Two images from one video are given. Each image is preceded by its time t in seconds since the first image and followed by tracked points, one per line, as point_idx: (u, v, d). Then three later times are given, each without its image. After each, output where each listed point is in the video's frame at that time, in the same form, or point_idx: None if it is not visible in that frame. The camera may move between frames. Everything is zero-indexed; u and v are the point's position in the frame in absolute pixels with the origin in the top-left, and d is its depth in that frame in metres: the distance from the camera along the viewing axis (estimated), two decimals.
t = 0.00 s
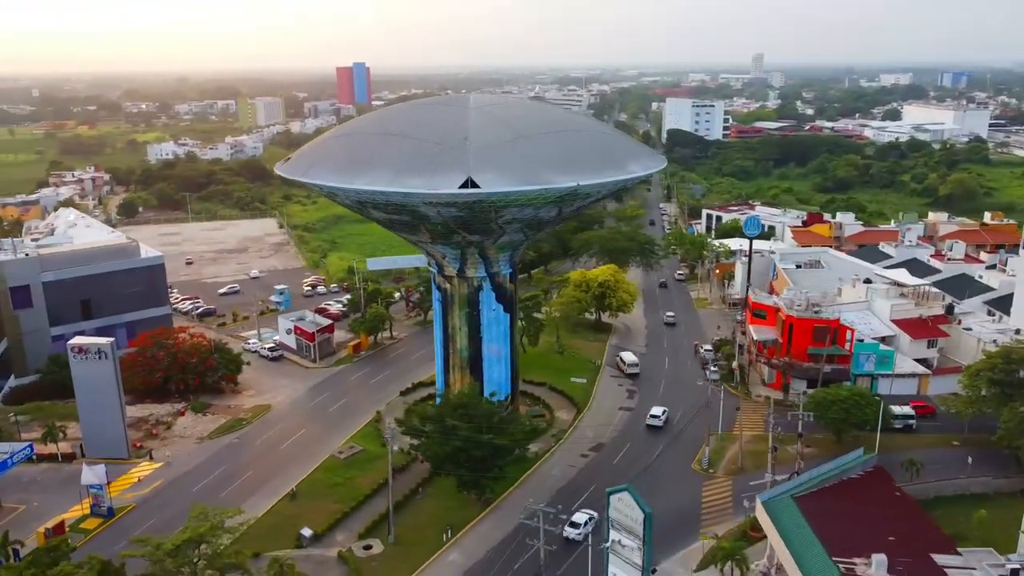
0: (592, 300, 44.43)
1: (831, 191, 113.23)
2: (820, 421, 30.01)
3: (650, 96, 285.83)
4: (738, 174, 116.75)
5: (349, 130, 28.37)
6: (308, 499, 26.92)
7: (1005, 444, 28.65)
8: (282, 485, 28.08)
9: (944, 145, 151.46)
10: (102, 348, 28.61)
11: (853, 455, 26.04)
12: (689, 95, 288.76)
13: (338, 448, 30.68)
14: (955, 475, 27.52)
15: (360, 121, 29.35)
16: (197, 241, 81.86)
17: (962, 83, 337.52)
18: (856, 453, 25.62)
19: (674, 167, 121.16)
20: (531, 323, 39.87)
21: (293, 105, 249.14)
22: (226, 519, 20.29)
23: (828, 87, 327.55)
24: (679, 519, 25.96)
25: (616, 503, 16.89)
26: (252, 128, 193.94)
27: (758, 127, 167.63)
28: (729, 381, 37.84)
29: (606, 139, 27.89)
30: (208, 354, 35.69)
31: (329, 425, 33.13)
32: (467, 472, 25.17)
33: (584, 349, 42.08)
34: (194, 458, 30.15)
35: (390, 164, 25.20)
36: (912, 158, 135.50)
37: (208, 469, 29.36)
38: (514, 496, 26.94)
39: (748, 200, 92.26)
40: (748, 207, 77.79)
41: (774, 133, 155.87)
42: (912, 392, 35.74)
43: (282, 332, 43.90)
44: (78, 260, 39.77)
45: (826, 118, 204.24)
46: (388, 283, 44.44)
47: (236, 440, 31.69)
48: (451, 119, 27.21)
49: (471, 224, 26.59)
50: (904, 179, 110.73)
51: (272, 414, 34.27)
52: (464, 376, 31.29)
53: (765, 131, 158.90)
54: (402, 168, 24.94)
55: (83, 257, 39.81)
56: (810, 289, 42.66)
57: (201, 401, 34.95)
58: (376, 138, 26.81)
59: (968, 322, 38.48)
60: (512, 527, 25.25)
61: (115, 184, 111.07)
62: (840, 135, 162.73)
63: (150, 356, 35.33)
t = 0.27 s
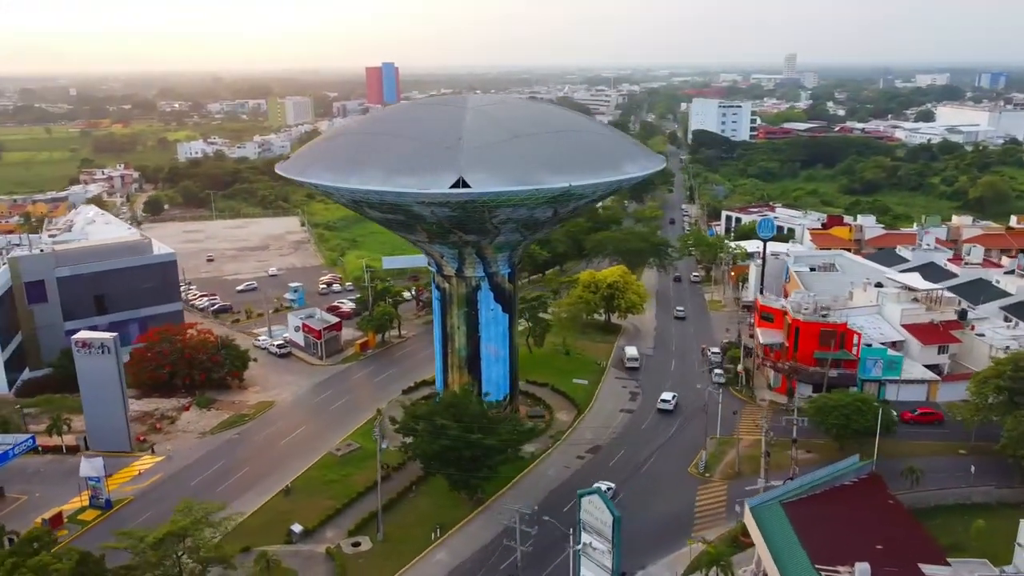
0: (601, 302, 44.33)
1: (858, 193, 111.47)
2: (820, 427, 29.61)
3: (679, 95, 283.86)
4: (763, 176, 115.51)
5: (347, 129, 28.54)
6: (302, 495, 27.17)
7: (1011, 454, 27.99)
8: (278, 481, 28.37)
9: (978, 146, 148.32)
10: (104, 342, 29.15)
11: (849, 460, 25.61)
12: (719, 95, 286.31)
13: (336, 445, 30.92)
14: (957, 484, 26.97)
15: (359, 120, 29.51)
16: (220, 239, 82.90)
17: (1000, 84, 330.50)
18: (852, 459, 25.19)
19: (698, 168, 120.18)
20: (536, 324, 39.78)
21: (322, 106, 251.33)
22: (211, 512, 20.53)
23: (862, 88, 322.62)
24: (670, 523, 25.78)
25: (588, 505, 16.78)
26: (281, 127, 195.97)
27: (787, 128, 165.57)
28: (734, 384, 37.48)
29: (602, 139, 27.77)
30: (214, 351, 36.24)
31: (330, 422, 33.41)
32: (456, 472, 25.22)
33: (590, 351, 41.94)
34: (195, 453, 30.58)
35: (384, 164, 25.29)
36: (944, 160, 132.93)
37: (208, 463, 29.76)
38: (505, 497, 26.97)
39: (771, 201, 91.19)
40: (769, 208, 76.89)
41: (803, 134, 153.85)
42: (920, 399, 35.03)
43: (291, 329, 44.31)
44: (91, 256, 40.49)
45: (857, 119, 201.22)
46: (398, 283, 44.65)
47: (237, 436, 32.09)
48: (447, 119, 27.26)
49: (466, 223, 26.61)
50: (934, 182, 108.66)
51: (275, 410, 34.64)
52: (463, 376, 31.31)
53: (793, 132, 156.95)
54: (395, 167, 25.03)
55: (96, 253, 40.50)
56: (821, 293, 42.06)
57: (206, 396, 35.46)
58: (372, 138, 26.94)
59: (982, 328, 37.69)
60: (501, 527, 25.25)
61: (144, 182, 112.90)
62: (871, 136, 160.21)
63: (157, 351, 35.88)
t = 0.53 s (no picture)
0: (607, 302, 44.19)
1: (885, 195, 109.68)
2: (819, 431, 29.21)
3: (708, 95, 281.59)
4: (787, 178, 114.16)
5: (346, 128, 28.74)
6: (296, 491, 27.40)
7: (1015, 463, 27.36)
8: (273, 477, 28.62)
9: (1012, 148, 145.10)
10: (107, 337, 29.64)
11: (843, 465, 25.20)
12: (749, 95, 283.58)
13: (334, 442, 31.14)
14: (958, 492, 26.42)
15: (358, 119, 29.72)
16: (241, 236, 83.91)
17: None
18: (846, 464, 24.79)
19: (722, 169, 119.10)
20: (541, 324, 39.70)
21: (350, 106, 252.97)
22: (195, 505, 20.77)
23: (896, 88, 317.38)
24: (661, 526, 25.58)
25: (557, 506, 16.75)
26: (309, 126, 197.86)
27: (815, 129, 163.41)
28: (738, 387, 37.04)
29: (599, 139, 27.69)
30: (220, 347, 36.72)
31: (330, 419, 33.64)
32: (446, 470, 25.26)
33: (596, 351, 41.77)
34: (195, 447, 30.96)
35: (377, 163, 25.44)
36: (976, 161, 130.21)
37: (207, 458, 30.13)
38: (497, 497, 26.95)
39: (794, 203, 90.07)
40: (789, 210, 75.96)
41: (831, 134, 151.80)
42: (929, 404, 34.49)
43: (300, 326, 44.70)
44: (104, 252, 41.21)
45: (889, 120, 198.02)
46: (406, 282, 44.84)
47: (237, 431, 32.44)
48: (443, 119, 27.36)
49: (460, 223, 26.66)
50: (963, 184, 106.52)
51: (277, 406, 34.96)
52: (461, 375, 31.37)
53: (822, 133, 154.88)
54: (388, 167, 25.17)
55: (109, 250, 41.21)
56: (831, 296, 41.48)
57: (211, 392, 35.94)
58: (368, 137, 27.12)
59: (994, 333, 36.91)
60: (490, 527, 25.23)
61: (171, 179, 114.61)
62: (902, 137, 157.54)
63: (164, 347, 36.41)
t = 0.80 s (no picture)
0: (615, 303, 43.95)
1: (912, 198, 107.79)
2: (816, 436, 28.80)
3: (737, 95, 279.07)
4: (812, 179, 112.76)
5: (344, 126, 28.92)
6: (289, 486, 27.65)
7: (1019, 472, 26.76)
8: (268, 472, 28.87)
9: None
10: (110, 331, 30.12)
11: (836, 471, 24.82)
12: (779, 96, 280.48)
13: (331, 439, 31.37)
14: (957, 501, 25.91)
15: (358, 117, 29.89)
16: (262, 234, 84.78)
17: None
18: (838, 470, 24.41)
19: (746, 171, 117.96)
20: (545, 323, 39.59)
21: (378, 106, 254.27)
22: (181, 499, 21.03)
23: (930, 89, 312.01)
24: (650, 529, 25.39)
25: (526, 506, 16.72)
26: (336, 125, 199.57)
27: (845, 130, 161.14)
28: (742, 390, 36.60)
29: (594, 139, 27.64)
30: (225, 343, 37.04)
31: (330, 416, 33.88)
32: (435, 469, 25.33)
33: (601, 352, 41.60)
34: (195, 441, 31.35)
35: (371, 162, 25.57)
36: (1009, 164, 127.53)
37: (206, 452, 30.49)
38: (487, 496, 26.96)
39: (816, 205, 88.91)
40: (809, 211, 74.98)
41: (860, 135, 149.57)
42: (936, 411, 33.81)
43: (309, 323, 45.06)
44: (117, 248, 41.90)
45: (922, 121, 194.66)
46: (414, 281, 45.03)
47: (238, 426, 32.79)
48: (439, 118, 27.44)
49: (453, 222, 26.71)
50: (993, 188, 104.36)
51: (279, 402, 35.29)
52: (459, 373, 31.42)
53: (850, 134, 152.68)
54: (380, 165, 25.28)
55: (121, 246, 41.89)
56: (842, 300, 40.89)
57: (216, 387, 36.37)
58: (364, 135, 27.26)
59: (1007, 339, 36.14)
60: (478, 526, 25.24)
61: (197, 177, 116.17)
62: (933, 139, 154.75)
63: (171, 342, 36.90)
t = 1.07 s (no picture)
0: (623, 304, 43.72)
1: (940, 201, 105.83)
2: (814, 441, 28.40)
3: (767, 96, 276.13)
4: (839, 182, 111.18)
5: (344, 126, 29.16)
6: (283, 482, 27.90)
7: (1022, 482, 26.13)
8: (265, 467, 29.16)
9: None
10: (113, 326, 30.62)
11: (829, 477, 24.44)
12: (810, 97, 277.00)
13: (329, 436, 31.60)
14: (955, 509, 25.37)
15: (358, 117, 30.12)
16: (283, 232, 85.67)
17: None
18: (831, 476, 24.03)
19: (771, 172, 116.67)
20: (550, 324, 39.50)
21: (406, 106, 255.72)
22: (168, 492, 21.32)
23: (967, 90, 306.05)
24: (640, 531, 25.24)
25: (497, 506, 16.68)
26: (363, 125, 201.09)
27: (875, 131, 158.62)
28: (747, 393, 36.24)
29: (591, 139, 27.53)
30: (231, 339, 37.55)
31: (331, 412, 34.14)
32: (425, 467, 25.39)
33: (607, 353, 41.40)
34: (197, 436, 31.76)
35: (365, 161, 25.73)
36: None
37: (206, 447, 30.88)
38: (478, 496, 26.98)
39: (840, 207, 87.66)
40: (831, 214, 73.89)
41: (890, 137, 147.16)
42: (943, 418, 33.21)
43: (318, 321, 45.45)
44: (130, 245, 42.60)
45: (956, 122, 190.99)
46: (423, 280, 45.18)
47: (240, 421, 33.16)
48: (435, 118, 27.54)
49: (447, 221, 26.76)
50: None
51: (282, 398, 35.63)
52: (457, 372, 31.48)
53: (881, 135, 150.20)
54: (374, 164, 25.43)
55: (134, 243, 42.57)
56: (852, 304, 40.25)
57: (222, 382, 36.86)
58: (361, 135, 27.45)
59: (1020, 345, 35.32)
60: (466, 525, 25.26)
61: (224, 175, 117.77)
62: (966, 141, 151.69)
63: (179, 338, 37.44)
